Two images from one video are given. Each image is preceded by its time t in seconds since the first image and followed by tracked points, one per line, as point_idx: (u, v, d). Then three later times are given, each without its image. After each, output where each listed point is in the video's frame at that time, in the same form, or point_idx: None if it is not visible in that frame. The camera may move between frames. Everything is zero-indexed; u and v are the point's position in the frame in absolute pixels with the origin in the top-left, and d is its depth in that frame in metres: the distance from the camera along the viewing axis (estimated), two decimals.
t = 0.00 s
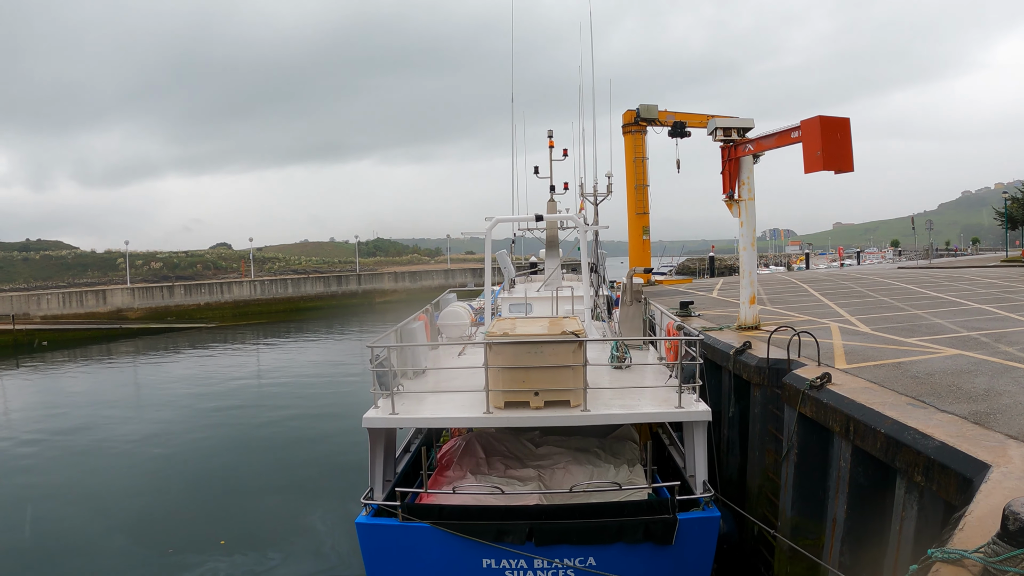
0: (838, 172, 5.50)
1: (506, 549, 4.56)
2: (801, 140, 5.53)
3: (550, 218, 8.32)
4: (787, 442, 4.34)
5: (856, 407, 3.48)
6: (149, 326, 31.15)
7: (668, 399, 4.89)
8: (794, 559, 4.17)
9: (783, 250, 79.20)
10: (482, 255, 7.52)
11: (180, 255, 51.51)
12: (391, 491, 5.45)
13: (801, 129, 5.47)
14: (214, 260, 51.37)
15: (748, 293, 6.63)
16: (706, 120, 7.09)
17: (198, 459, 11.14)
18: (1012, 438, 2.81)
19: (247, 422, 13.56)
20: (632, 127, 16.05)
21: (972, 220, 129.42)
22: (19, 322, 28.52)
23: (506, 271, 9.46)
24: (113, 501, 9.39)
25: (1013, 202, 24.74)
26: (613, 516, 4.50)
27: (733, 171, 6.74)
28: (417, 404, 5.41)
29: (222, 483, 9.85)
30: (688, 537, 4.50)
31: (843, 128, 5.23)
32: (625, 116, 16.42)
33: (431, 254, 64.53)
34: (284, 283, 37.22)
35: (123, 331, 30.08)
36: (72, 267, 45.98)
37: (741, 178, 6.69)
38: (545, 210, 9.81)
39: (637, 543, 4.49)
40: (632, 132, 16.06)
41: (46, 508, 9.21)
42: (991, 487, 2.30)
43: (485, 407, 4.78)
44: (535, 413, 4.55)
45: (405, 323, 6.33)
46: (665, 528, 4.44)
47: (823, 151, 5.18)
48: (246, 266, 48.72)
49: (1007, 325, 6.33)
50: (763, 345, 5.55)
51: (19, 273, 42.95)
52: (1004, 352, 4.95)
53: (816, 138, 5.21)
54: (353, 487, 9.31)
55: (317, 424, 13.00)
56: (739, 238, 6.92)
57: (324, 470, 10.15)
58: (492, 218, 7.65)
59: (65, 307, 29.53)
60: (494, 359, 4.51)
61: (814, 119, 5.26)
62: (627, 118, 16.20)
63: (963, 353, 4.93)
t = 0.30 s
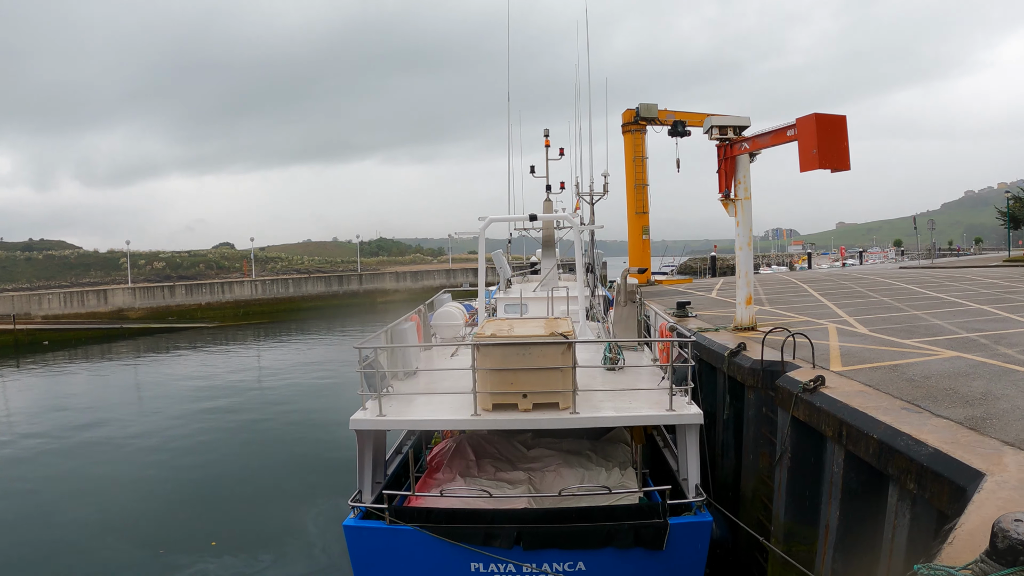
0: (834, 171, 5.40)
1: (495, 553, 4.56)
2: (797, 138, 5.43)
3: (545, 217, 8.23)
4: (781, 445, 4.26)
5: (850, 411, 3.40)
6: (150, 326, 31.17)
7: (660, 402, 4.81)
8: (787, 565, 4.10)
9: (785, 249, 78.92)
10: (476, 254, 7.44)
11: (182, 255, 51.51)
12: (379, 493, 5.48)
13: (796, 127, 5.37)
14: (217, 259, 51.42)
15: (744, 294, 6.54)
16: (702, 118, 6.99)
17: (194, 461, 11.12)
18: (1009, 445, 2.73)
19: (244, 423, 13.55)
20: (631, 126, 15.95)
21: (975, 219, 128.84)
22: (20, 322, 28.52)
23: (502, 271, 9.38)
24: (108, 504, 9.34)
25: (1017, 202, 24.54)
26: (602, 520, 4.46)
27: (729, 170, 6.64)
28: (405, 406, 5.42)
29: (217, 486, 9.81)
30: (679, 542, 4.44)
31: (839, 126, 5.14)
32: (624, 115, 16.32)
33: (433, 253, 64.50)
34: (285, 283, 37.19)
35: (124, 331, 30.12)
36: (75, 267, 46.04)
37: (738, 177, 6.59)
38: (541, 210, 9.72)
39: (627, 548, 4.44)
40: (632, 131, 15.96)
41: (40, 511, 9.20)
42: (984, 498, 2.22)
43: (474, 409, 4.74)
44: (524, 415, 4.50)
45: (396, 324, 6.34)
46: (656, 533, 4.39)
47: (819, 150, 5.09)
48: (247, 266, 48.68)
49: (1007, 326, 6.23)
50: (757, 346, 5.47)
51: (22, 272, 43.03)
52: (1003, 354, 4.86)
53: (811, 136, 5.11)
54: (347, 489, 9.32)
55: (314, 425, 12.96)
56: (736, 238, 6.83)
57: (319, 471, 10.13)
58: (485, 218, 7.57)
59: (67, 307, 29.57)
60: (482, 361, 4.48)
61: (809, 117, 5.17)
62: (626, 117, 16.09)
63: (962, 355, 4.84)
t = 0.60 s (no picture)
0: (829, 171, 5.33)
1: (483, 556, 4.55)
2: (791, 137, 5.35)
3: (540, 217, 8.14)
4: (773, 449, 4.19)
5: (841, 416, 3.33)
6: (150, 326, 31.14)
7: (651, 404, 4.76)
8: (780, 570, 4.04)
9: (786, 248, 78.76)
10: (469, 255, 7.37)
11: (182, 254, 51.45)
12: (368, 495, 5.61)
13: (791, 126, 5.30)
14: (217, 259, 51.39)
15: (740, 295, 6.46)
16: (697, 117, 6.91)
17: (189, 462, 11.07)
18: (1003, 452, 2.65)
19: (240, 424, 13.51)
20: (629, 126, 15.88)
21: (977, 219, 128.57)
22: (19, 322, 28.51)
23: (496, 271, 9.31)
24: (101, 507, 9.31)
25: (1018, 202, 24.42)
26: (591, 524, 4.43)
27: (725, 169, 6.57)
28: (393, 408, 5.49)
29: (210, 488, 9.77)
30: (670, 547, 4.40)
31: (833, 125, 5.07)
32: (623, 114, 16.24)
33: (434, 253, 64.45)
34: (285, 282, 37.10)
35: (123, 330, 30.09)
36: (76, 267, 46.04)
37: (732, 177, 6.51)
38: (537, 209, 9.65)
39: (617, 553, 4.41)
40: (629, 131, 15.90)
41: (33, 513, 9.16)
42: (975, 508, 2.15)
43: (462, 412, 4.71)
44: (511, 418, 4.46)
45: (387, 323, 6.33)
46: (645, 537, 4.35)
47: (813, 149, 5.02)
48: (247, 265, 48.63)
49: (1005, 327, 6.15)
50: (751, 348, 5.40)
51: (23, 272, 43.01)
52: (1000, 356, 4.78)
53: (806, 135, 5.04)
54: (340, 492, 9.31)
55: (310, 426, 12.92)
56: (731, 238, 6.75)
57: (313, 474, 10.11)
58: (479, 218, 7.50)
59: (66, 307, 29.59)
60: (470, 363, 4.49)
61: (804, 116, 5.10)
62: (624, 116, 16.01)
63: (958, 358, 4.76)
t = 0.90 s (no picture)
0: (823, 167, 5.24)
1: (470, 558, 4.52)
2: (784, 133, 5.27)
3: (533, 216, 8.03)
4: (765, 450, 4.10)
5: (833, 416, 3.24)
6: (146, 325, 31.04)
7: (641, 404, 4.68)
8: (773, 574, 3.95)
9: (785, 246, 78.67)
10: (460, 254, 7.26)
11: (179, 254, 51.39)
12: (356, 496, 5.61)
13: (784, 122, 5.21)
14: (216, 259, 51.30)
15: (734, 294, 6.37)
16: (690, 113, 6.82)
17: (181, 463, 11.00)
18: (998, 455, 2.57)
19: (234, 424, 13.43)
20: (625, 124, 15.79)
21: (975, 218, 128.54)
22: (15, 322, 28.47)
23: (490, 270, 9.21)
24: (91, 508, 9.24)
25: (1017, 200, 24.29)
26: (580, 527, 4.36)
27: (718, 166, 6.48)
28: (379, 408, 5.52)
29: (202, 490, 9.69)
30: (660, 549, 4.34)
31: (827, 121, 4.98)
32: (619, 113, 16.15)
33: (433, 252, 64.35)
34: (283, 282, 36.94)
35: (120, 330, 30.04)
36: (75, 267, 46.01)
37: (726, 174, 6.42)
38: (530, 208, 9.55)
39: (606, 555, 4.36)
40: (625, 130, 15.82)
41: (22, 514, 9.10)
42: (967, 514, 2.06)
43: (449, 412, 4.65)
44: (498, 419, 4.40)
45: (376, 323, 6.28)
46: (635, 540, 4.30)
47: (807, 145, 4.93)
48: (246, 265, 48.54)
49: (1003, 326, 6.06)
50: (744, 347, 5.31)
51: (21, 272, 42.94)
52: (998, 355, 4.69)
53: (799, 131, 4.96)
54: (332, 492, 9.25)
55: (304, 426, 12.83)
56: (725, 236, 6.66)
57: (306, 474, 10.04)
58: (469, 217, 7.38)
59: (63, 308, 29.66)
60: (456, 363, 4.42)
61: (797, 112, 5.01)
62: (620, 115, 15.92)
63: (955, 357, 4.67)
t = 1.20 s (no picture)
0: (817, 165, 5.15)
1: (456, 563, 4.44)
2: (777, 130, 5.18)
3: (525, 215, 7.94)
4: (756, 453, 4.01)
5: (824, 419, 3.14)
6: (142, 326, 30.87)
7: (630, 406, 4.59)
8: None
9: (783, 245, 78.63)
10: (449, 254, 7.16)
11: (177, 254, 51.28)
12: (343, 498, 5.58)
13: (776, 119, 5.12)
14: (214, 259, 51.15)
15: (727, 293, 6.28)
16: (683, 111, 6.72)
17: (172, 465, 10.91)
18: (993, 460, 2.47)
19: (226, 426, 13.33)
20: (621, 123, 15.70)
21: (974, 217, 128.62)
22: (11, 322, 28.34)
23: (482, 270, 9.12)
24: (79, 510, 9.15)
25: (1015, 198, 24.21)
26: (567, 532, 4.28)
27: (710, 164, 6.38)
28: (364, 410, 5.53)
29: (192, 492, 9.60)
30: (650, 553, 4.26)
31: (820, 117, 4.88)
32: (615, 111, 16.04)
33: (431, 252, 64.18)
34: (280, 282, 36.78)
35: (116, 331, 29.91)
36: (73, 267, 45.85)
37: (719, 172, 6.32)
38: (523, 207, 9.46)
39: (594, 560, 4.28)
40: (621, 128, 15.72)
41: (10, 517, 9.00)
42: (959, 524, 1.96)
43: (434, 414, 4.56)
44: (483, 422, 4.31)
45: (363, 324, 6.21)
46: (624, 544, 4.21)
47: (799, 142, 4.83)
48: (244, 265, 48.40)
49: (999, 326, 5.97)
50: (736, 348, 5.22)
51: (18, 273, 42.76)
52: (994, 356, 4.59)
53: (791, 128, 4.86)
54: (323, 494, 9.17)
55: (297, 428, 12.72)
56: (718, 235, 6.56)
57: (297, 477, 9.95)
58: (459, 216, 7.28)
59: (59, 308, 29.54)
60: (440, 364, 4.33)
61: (789, 108, 4.91)
62: (616, 113, 15.84)
63: (950, 358, 4.58)
